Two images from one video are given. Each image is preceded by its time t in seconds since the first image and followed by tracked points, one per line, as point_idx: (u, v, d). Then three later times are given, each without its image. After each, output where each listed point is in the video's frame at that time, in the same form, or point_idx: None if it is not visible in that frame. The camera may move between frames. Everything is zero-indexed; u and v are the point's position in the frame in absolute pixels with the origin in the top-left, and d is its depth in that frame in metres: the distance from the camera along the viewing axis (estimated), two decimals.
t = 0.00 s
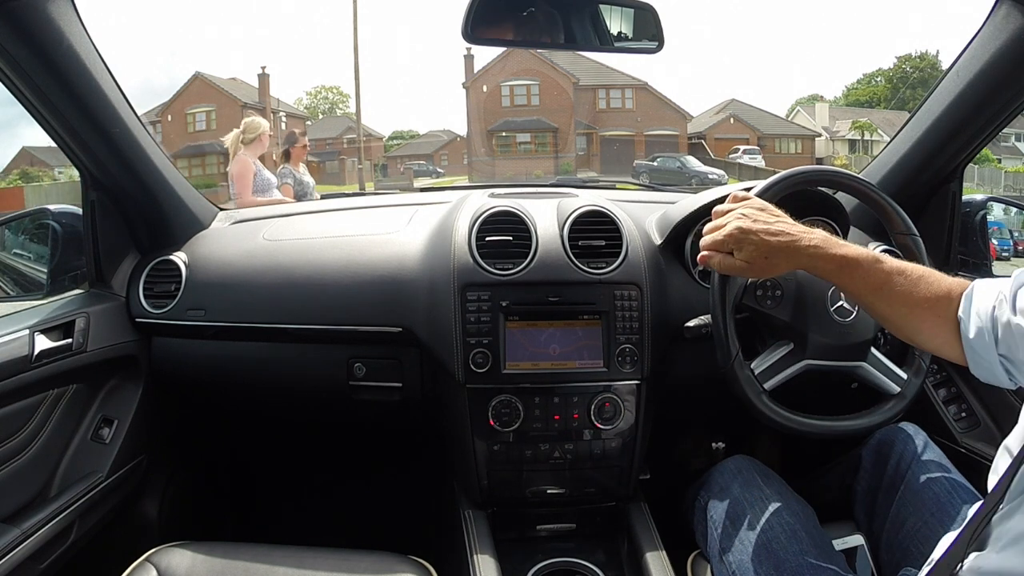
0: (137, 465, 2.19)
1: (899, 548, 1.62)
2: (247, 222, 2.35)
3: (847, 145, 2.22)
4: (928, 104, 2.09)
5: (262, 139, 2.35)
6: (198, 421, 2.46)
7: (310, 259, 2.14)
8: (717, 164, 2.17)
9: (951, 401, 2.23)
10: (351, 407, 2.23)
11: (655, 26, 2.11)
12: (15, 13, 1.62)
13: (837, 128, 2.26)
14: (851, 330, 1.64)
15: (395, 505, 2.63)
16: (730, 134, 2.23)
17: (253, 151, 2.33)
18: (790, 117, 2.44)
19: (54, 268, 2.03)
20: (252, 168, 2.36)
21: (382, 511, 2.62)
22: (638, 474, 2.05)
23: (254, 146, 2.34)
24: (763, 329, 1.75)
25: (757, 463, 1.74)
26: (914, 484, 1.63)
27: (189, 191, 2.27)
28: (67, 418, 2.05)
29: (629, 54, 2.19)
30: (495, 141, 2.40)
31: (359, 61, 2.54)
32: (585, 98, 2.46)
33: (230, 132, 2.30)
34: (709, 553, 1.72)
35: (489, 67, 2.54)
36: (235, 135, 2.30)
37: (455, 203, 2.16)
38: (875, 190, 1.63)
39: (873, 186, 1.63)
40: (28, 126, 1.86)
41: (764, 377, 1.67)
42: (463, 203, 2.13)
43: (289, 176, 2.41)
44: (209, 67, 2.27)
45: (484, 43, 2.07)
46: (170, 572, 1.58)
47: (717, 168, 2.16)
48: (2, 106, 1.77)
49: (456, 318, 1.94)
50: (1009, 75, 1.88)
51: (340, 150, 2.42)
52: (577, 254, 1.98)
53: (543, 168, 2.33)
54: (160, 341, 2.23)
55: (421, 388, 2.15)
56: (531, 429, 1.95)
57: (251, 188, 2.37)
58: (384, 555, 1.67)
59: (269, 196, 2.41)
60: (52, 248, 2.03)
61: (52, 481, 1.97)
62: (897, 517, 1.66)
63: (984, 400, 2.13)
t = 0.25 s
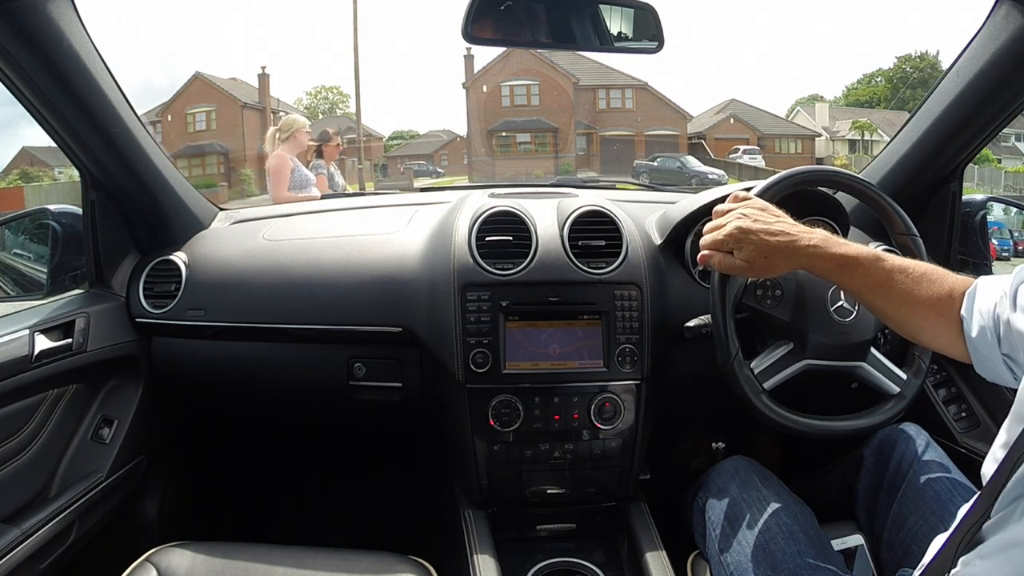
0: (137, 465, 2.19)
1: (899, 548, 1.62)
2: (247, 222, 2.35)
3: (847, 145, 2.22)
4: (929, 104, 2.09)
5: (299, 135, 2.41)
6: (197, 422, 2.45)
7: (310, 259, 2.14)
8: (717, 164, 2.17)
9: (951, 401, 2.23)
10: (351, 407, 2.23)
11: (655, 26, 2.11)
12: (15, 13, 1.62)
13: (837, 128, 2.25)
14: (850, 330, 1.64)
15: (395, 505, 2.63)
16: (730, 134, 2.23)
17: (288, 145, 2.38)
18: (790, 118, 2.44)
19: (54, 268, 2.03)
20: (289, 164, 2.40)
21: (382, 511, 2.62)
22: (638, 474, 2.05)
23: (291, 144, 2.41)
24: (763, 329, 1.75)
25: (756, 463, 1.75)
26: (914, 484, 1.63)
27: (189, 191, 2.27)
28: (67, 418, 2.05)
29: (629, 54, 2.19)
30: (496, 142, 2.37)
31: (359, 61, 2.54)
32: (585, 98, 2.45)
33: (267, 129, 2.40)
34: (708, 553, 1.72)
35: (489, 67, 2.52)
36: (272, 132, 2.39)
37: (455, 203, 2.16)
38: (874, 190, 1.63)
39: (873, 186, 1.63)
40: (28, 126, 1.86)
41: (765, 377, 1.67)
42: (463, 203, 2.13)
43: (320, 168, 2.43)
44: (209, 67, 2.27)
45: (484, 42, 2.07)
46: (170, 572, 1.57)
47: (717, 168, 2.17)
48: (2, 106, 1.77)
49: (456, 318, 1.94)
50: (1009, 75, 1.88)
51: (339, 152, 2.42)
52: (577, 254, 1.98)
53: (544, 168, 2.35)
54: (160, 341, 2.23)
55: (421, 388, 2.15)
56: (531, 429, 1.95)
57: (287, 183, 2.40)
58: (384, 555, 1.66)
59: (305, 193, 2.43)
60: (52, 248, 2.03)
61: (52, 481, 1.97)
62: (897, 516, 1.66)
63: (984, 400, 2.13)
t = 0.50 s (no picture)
0: (137, 465, 2.19)
1: (900, 548, 1.62)
2: (247, 222, 2.35)
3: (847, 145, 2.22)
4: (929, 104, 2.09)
5: (331, 134, 2.44)
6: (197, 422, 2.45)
7: (310, 260, 2.14)
8: (717, 164, 2.17)
9: (952, 401, 2.22)
10: (351, 407, 2.23)
11: (655, 26, 2.11)
12: (14, 13, 1.62)
13: (837, 128, 2.25)
14: (850, 330, 1.64)
15: (395, 505, 2.63)
16: (730, 134, 2.23)
17: (319, 142, 2.42)
18: (790, 118, 2.43)
19: (54, 268, 2.03)
20: (321, 163, 2.43)
21: (382, 511, 2.62)
22: (638, 474, 2.05)
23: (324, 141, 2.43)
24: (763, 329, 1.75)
25: (756, 463, 1.75)
26: (914, 485, 1.63)
27: (189, 191, 2.27)
28: (67, 418, 2.05)
29: (629, 54, 2.19)
30: (496, 142, 2.38)
31: (359, 61, 2.54)
32: (585, 98, 2.47)
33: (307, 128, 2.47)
34: (709, 553, 1.72)
35: (489, 67, 2.53)
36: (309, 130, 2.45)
37: (455, 203, 2.16)
38: (874, 190, 1.63)
39: (873, 186, 1.63)
40: (28, 126, 1.86)
41: (765, 377, 1.67)
42: (463, 203, 2.13)
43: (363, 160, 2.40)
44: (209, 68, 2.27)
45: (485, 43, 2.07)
46: (170, 572, 1.57)
47: (717, 168, 2.16)
48: (2, 106, 1.77)
49: (456, 318, 1.94)
50: (1009, 75, 1.88)
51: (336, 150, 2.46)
52: (577, 254, 1.98)
53: (543, 168, 2.33)
54: (160, 341, 2.23)
55: (421, 389, 2.15)
56: (531, 429, 1.95)
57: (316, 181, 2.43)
58: (384, 555, 1.67)
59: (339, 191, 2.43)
60: (52, 248, 2.03)
61: (52, 481, 1.97)
62: (897, 516, 1.66)
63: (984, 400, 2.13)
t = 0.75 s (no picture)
0: (136, 465, 2.19)
1: (900, 549, 1.62)
2: (247, 221, 2.35)
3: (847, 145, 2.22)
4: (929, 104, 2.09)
5: (370, 135, 2.44)
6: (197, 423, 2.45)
7: (310, 260, 2.14)
8: (717, 164, 2.17)
9: (952, 401, 2.22)
10: (351, 407, 2.23)
11: (655, 26, 2.11)
12: (15, 13, 1.62)
13: (837, 128, 2.24)
14: (850, 330, 1.64)
15: (395, 505, 2.63)
16: (730, 134, 2.24)
17: (357, 142, 2.42)
18: (790, 118, 2.43)
19: (54, 268, 2.03)
20: (359, 164, 2.44)
21: (382, 511, 2.62)
22: (638, 474, 2.05)
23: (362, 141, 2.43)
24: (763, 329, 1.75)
25: (757, 462, 1.75)
26: (915, 486, 1.63)
27: (189, 191, 2.27)
28: (66, 418, 2.05)
29: (629, 54, 2.19)
30: (496, 142, 2.37)
31: (359, 61, 2.54)
32: (585, 98, 2.44)
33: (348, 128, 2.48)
34: (710, 553, 1.72)
35: (489, 67, 2.51)
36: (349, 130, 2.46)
37: (455, 203, 2.16)
38: (874, 190, 1.63)
39: (873, 186, 1.63)
40: (28, 126, 1.86)
41: (764, 377, 1.67)
42: (463, 203, 2.13)
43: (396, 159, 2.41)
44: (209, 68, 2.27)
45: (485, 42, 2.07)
46: (170, 572, 1.57)
47: (717, 168, 2.17)
48: (2, 106, 1.77)
49: (456, 319, 1.94)
50: (1009, 75, 1.89)
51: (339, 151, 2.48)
52: (577, 254, 1.98)
53: (543, 168, 2.34)
54: (160, 341, 2.23)
55: (421, 389, 2.15)
56: (531, 429, 1.95)
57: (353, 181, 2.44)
58: (384, 555, 1.66)
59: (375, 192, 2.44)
60: (52, 248, 2.03)
61: (52, 481, 1.97)
62: (897, 517, 1.66)
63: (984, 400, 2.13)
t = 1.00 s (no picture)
0: (136, 465, 2.19)
1: (900, 550, 1.62)
2: (247, 222, 2.35)
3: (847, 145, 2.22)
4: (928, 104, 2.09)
5: (408, 130, 2.44)
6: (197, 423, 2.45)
7: (310, 260, 2.14)
8: (717, 164, 2.18)
9: (952, 401, 2.22)
10: (351, 407, 2.23)
11: (655, 26, 2.11)
12: (15, 13, 1.62)
13: (837, 128, 2.24)
14: (850, 330, 1.65)
15: (395, 505, 2.63)
16: (730, 134, 2.24)
17: (394, 137, 2.44)
18: (789, 118, 2.43)
19: (54, 268, 2.03)
20: (398, 159, 2.44)
21: (383, 511, 2.62)
22: (638, 474, 2.05)
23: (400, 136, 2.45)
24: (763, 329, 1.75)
25: (755, 461, 1.75)
26: (915, 487, 1.63)
27: (188, 191, 2.27)
28: (67, 418, 2.05)
29: (629, 54, 2.19)
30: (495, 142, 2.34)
31: (359, 61, 2.54)
32: (585, 98, 2.36)
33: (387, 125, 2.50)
34: (710, 553, 1.72)
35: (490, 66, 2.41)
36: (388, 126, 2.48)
37: (455, 203, 2.16)
38: (874, 190, 1.63)
39: (873, 186, 1.63)
40: (28, 126, 1.86)
41: (764, 377, 1.67)
42: (463, 203, 2.13)
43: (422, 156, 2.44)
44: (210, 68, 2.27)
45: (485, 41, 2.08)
46: (170, 572, 1.57)
47: (717, 168, 2.18)
48: (2, 106, 1.77)
49: (456, 319, 1.94)
50: (1009, 75, 1.89)
51: (340, 152, 2.38)
52: (577, 254, 1.98)
53: (543, 168, 2.36)
54: (160, 341, 2.23)
55: (421, 389, 2.15)
56: (531, 429, 1.95)
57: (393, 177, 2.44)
58: (384, 555, 1.66)
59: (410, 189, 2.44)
60: (52, 248, 2.03)
61: (52, 481, 1.97)
62: (897, 518, 1.66)
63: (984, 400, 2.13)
